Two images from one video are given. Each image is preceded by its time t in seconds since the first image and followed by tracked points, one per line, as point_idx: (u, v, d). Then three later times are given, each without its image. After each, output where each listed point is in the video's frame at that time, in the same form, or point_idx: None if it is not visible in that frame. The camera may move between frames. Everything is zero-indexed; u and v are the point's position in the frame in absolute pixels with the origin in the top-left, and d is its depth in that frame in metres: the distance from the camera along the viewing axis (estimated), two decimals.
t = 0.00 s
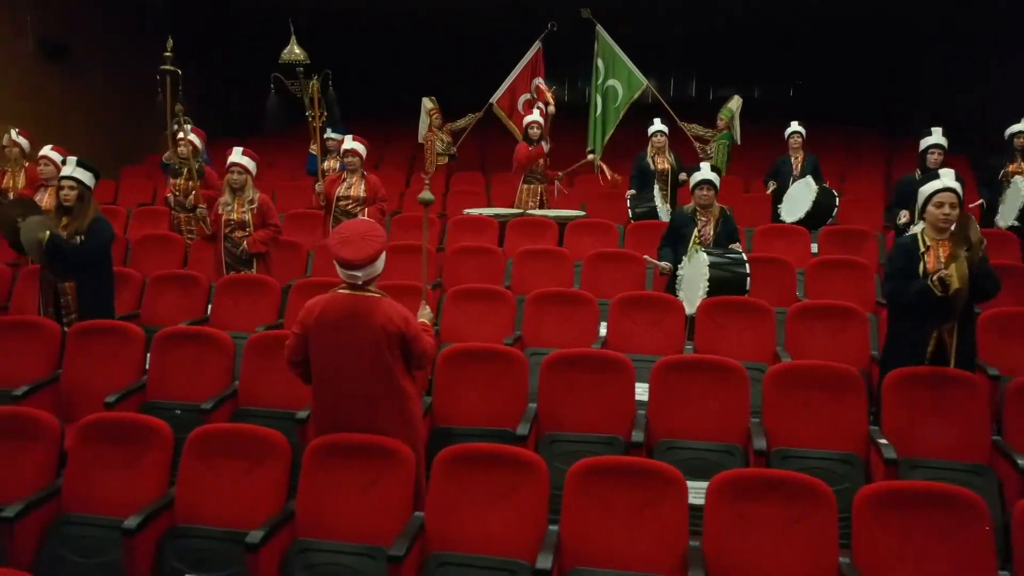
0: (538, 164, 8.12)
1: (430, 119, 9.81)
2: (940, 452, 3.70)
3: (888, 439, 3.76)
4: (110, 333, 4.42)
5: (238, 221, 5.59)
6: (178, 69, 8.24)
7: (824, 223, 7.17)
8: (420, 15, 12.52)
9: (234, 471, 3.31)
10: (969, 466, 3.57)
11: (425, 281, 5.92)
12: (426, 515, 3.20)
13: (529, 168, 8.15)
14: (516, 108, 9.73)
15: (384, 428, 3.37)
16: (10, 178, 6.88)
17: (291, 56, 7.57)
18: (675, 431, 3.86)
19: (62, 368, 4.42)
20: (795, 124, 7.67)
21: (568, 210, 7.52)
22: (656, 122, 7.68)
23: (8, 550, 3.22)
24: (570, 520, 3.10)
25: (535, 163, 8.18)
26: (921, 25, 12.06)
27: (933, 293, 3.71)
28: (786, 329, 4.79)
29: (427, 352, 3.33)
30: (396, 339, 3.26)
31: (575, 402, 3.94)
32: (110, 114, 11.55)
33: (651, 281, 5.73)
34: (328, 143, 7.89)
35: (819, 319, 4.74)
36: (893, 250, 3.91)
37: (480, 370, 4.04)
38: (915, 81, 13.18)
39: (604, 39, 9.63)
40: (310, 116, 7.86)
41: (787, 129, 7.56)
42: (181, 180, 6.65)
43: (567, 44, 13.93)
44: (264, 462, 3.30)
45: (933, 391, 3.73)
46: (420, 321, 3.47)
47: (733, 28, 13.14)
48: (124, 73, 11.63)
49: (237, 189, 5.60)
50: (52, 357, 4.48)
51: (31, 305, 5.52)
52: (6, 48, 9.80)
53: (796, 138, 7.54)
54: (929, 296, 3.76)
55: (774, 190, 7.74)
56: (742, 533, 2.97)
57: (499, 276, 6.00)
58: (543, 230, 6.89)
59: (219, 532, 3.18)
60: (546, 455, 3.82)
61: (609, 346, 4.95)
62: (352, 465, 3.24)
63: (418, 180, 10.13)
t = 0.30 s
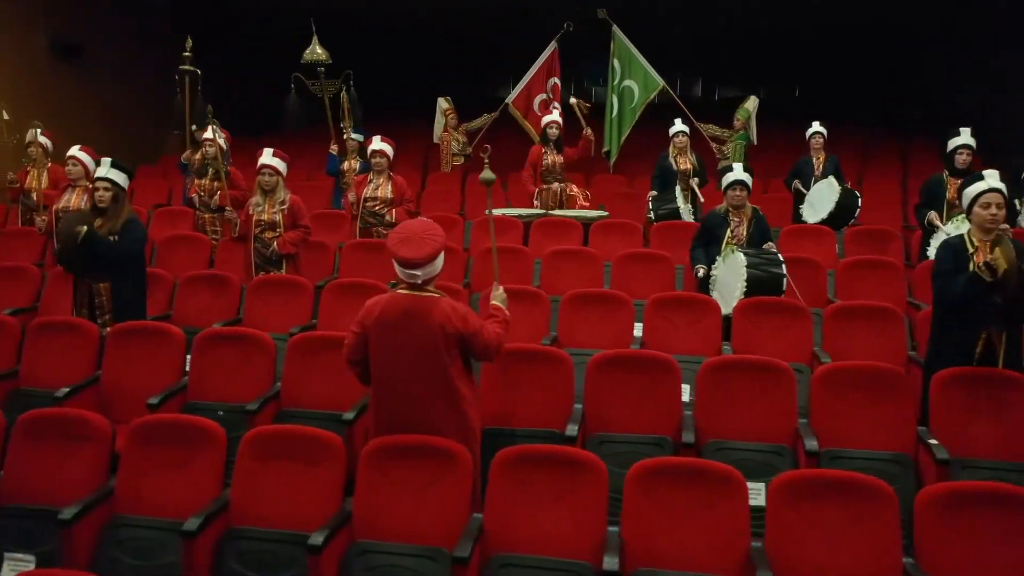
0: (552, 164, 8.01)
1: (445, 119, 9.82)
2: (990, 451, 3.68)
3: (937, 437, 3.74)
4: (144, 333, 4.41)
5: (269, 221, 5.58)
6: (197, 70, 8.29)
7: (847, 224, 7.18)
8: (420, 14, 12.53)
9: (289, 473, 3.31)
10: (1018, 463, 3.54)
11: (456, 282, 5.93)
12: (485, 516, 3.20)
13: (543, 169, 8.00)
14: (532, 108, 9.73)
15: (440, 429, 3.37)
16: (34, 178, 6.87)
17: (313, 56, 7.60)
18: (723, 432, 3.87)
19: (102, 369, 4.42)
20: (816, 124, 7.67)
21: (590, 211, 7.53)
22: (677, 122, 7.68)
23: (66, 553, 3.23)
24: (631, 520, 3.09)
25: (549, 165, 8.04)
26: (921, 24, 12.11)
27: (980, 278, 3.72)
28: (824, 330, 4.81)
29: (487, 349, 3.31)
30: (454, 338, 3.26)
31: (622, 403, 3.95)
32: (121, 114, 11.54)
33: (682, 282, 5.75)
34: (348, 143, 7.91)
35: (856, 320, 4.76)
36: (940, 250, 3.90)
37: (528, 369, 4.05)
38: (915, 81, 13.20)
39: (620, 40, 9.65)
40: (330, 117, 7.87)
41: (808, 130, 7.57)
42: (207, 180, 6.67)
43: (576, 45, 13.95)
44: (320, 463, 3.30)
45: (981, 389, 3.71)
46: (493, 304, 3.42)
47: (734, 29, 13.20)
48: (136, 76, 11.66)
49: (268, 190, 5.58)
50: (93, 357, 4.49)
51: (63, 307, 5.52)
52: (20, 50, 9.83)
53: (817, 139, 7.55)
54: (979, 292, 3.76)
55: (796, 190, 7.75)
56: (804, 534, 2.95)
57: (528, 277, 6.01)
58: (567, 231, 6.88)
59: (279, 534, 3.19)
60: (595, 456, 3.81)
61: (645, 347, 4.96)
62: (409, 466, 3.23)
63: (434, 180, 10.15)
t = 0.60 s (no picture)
0: (570, 164, 7.92)
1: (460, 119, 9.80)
2: None
3: (985, 437, 3.75)
4: (184, 334, 4.40)
5: (299, 221, 5.55)
6: (215, 70, 8.29)
7: (868, 224, 7.19)
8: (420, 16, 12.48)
9: (343, 476, 3.31)
10: None
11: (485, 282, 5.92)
12: (543, 517, 3.20)
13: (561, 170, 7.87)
14: (546, 108, 9.74)
15: (496, 431, 3.37)
16: (57, 177, 6.85)
17: (333, 56, 7.59)
18: (770, 432, 3.88)
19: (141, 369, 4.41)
20: (836, 124, 7.68)
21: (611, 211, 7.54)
22: (697, 123, 7.68)
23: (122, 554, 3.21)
24: (692, 521, 3.09)
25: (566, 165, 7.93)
26: (927, 24, 12.23)
27: None
28: (861, 330, 4.82)
29: (543, 352, 3.32)
30: (511, 342, 3.27)
31: (668, 404, 3.95)
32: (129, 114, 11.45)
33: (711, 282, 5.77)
34: (368, 143, 7.91)
35: (893, 320, 4.78)
36: (985, 250, 3.92)
37: (572, 371, 4.05)
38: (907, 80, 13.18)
39: (635, 40, 9.67)
40: (349, 117, 7.86)
41: (829, 130, 7.58)
42: (231, 180, 6.65)
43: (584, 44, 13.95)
44: (375, 465, 3.30)
45: None
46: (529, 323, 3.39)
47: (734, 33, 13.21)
48: (146, 76, 11.65)
49: (298, 189, 5.58)
50: (131, 359, 4.47)
51: (93, 307, 5.52)
52: (29, 51, 9.80)
53: (838, 139, 7.56)
54: None
55: (816, 190, 7.74)
56: (865, 534, 2.97)
57: (556, 277, 6.01)
58: (591, 231, 6.89)
59: (340, 536, 3.16)
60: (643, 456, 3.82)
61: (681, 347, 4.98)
62: (468, 467, 3.23)
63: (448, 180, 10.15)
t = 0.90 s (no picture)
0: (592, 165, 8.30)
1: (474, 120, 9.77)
2: None
3: None
4: (226, 336, 4.38)
5: (330, 221, 5.54)
6: (233, 70, 8.28)
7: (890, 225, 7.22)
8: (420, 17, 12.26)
9: (403, 477, 3.29)
10: None
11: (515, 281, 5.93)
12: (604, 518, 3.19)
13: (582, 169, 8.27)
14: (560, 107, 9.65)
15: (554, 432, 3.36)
16: (78, 178, 6.83)
17: (354, 56, 7.57)
18: (818, 432, 3.89)
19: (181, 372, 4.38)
20: (856, 125, 7.71)
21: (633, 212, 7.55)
22: (718, 123, 7.69)
23: (181, 556, 3.19)
24: (754, 521, 3.10)
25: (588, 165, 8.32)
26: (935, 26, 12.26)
27: None
28: (897, 330, 4.84)
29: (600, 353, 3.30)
30: (570, 343, 3.25)
31: (716, 404, 3.96)
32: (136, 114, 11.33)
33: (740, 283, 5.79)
34: (387, 144, 7.91)
35: (929, 320, 4.80)
36: None
37: (618, 372, 4.03)
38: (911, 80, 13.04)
39: (649, 41, 9.67)
40: (369, 117, 7.86)
41: (848, 131, 7.60)
42: (255, 181, 6.64)
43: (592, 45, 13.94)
44: (436, 468, 3.29)
45: None
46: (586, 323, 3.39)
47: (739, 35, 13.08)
48: (153, 76, 11.55)
49: (329, 190, 5.56)
50: (171, 361, 4.44)
51: (122, 309, 5.50)
52: (38, 51, 9.70)
53: (857, 139, 7.58)
54: None
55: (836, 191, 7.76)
56: (929, 534, 2.96)
57: (585, 277, 6.01)
58: (614, 232, 6.89)
59: (405, 538, 3.15)
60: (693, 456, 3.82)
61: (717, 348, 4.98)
62: (528, 468, 3.21)
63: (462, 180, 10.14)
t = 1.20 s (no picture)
0: (612, 165, 8.52)
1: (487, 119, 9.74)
2: None
3: None
4: (268, 337, 4.38)
5: (360, 222, 5.52)
6: (249, 69, 8.24)
7: (908, 225, 7.26)
8: (420, 17, 11.96)
9: (462, 481, 3.29)
10: None
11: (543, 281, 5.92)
12: (665, 519, 3.21)
13: (603, 169, 8.49)
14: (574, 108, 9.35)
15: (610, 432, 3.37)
16: (98, 178, 6.80)
17: (373, 57, 7.56)
18: (865, 431, 3.91)
19: (221, 374, 4.37)
20: (874, 125, 7.75)
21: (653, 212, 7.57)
22: (735, 123, 7.65)
23: (241, 558, 3.18)
24: (815, 521, 3.11)
25: (608, 165, 8.54)
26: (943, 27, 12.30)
27: None
28: (931, 329, 4.87)
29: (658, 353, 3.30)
30: (628, 343, 3.25)
31: (762, 404, 3.97)
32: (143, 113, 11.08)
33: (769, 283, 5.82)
34: (404, 144, 7.89)
35: (963, 319, 4.83)
36: None
37: (665, 373, 4.04)
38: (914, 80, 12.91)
39: (663, 42, 9.69)
40: (387, 117, 7.85)
41: (867, 131, 7.64)
42: (279, 181, 6.61)
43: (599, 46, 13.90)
44: (495, 471, 3.28)
45: None
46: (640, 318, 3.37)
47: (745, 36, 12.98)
48: (162, 75, 11.35)
49: (358, 190, 5.54)
50: (211, 362, 4.43)
51: (151, 309, 5.49)
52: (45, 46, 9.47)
53: (876, 140, 7.63)
54: None
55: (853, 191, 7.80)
56: (990, 533, 2.99)
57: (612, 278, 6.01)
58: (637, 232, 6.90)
59: (466, 539, 3.15)
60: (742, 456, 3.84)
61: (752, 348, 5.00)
62: (589, 469, 3.22)
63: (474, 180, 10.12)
